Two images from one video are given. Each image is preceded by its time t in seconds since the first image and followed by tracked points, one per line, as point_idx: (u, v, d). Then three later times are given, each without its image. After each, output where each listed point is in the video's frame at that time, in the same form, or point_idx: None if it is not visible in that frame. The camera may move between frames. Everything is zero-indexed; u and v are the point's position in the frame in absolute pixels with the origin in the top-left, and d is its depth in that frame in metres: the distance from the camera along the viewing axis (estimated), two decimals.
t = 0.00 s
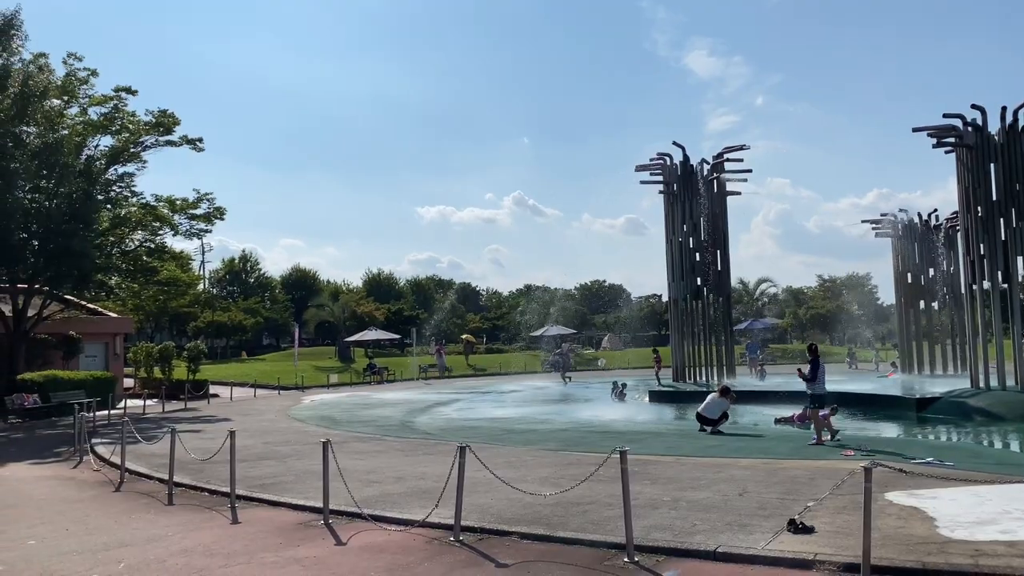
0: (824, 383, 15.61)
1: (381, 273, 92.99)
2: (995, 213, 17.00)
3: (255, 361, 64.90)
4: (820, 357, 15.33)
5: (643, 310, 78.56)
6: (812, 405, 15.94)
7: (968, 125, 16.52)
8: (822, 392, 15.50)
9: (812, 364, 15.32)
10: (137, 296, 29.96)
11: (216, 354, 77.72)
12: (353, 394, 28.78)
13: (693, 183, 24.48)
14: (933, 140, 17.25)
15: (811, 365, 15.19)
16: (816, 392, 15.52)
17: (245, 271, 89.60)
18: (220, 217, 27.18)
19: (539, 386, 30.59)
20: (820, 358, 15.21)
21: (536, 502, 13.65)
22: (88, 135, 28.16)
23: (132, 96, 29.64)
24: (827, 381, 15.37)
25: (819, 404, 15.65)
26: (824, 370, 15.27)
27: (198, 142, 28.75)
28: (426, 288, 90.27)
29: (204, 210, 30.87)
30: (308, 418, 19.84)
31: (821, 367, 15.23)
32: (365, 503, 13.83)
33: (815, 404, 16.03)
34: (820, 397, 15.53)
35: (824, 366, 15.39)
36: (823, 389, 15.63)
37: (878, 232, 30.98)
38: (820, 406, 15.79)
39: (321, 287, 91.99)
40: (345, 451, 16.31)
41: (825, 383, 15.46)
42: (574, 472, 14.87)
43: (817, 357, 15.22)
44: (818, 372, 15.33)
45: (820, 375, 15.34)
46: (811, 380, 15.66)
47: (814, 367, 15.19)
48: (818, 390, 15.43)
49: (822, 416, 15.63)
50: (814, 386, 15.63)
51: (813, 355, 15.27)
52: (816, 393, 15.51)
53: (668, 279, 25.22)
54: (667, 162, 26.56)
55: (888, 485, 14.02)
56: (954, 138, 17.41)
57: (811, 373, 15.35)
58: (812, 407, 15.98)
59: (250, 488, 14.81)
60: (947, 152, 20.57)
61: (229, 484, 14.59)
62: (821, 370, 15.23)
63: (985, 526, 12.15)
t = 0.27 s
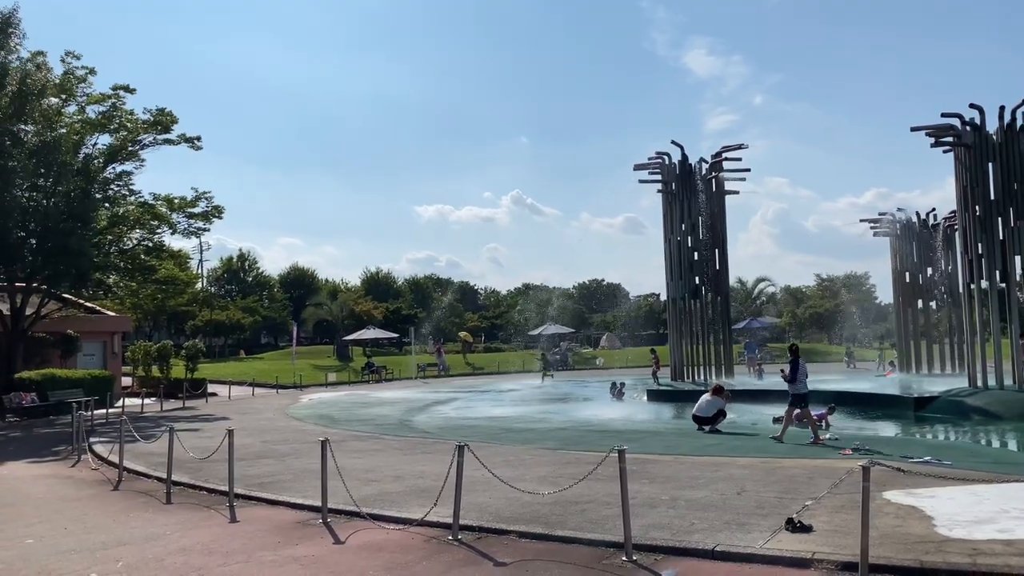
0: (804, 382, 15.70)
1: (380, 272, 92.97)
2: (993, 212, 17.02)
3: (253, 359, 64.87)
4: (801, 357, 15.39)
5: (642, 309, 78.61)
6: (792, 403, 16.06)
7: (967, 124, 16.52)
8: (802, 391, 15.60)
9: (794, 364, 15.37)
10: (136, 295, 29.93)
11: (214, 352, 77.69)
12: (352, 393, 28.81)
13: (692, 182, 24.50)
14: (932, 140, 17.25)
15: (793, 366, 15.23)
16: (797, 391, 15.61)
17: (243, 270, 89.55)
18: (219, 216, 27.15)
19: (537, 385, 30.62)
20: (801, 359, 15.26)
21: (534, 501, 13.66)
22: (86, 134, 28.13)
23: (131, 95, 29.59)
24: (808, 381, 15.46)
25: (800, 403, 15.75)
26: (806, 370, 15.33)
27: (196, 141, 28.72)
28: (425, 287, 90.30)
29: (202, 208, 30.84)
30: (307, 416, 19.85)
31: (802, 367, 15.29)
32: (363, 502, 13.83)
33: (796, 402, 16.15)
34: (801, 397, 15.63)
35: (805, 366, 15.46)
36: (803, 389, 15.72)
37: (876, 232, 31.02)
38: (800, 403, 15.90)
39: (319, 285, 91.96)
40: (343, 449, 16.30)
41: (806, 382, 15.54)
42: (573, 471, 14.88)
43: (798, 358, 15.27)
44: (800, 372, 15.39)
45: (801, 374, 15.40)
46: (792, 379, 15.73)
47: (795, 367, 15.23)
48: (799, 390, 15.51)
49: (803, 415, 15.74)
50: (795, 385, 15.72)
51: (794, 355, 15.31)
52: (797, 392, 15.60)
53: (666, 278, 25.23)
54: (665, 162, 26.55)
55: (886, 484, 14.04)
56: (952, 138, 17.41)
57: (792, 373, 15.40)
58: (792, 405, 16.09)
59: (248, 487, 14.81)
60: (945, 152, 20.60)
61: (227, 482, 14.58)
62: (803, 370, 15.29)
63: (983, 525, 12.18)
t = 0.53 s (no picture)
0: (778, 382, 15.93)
1: (373, 271, 92.86)
2: (985, 212, 17.09)
3: (246, 359, 64.70)
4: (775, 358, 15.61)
5: (635, 309, 78.76)
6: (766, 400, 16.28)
7: (959, 124, 16.58)
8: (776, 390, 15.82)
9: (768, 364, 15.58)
10: (128, 294, 29.82)
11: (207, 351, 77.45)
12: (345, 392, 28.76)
13: (685, 182, 24.53)
14: (924, 140, 17.31)
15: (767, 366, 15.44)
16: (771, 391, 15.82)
17: (236, 269, 89.32)
18: (211, 214, 27.08)
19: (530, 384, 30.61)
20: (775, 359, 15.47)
21: (528, 499, 13.67)
22: (78, 132, 27.97)
23: (123, 93, 29.46)
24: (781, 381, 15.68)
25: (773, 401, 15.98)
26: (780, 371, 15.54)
27: (189, 140, 28.61)
28: (418, 286, 90.25)
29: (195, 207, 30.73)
30: (300, 416, 19.81)
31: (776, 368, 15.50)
32: (357, 501, 13.82)
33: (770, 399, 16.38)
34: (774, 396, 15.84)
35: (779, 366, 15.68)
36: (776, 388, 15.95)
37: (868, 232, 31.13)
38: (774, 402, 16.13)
39: (311, 284, 91.83)
40: (336, 448, 16.28)
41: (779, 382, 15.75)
42: (566, 470, 14.89)
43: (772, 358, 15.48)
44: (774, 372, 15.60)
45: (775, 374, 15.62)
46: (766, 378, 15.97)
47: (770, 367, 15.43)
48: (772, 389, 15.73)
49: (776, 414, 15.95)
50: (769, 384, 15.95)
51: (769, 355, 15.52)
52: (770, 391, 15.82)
53: (659, 278, 25.26)
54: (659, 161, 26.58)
55: (878, 483, 14.09)
56: (944, 138, 17.47)
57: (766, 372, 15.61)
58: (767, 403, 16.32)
59: (241, 486, 14.77)
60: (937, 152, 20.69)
61: (219, 481, 14.54)
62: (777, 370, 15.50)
63: (974, 523, 12.25)
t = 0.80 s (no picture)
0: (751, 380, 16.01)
1: (361, 269, 92.67)
2: (970, 212, 17.22)
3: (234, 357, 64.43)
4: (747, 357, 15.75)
5: (623, 307, 78.90)
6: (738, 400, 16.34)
7: (945, 125, 16.69)
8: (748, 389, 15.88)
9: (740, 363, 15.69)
10: (115, 292, 29.62)
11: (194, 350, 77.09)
12: (333, 391, 28.68)
13: (673, 181, 24.59)
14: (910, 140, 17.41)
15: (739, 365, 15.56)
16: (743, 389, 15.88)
17: (223, 267, 88.94)
18: (199, 212, 26.95)
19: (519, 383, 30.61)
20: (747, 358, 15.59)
21: (516, 498, 13.68)
22: (64, 129, 27.76)
23: (109, 90, 29.27)
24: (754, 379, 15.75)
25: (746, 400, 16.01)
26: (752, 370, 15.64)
27: (176, 137, 28.45)
28: (407, 284, 90.14)
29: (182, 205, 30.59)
30: (288, 415, 19.75)
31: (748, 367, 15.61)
32: (344, 500, 13.79)
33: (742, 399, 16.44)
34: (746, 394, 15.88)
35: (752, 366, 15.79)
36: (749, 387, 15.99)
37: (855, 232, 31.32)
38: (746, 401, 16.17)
39: (299, 283, 91.53)
40: (324, 448, 16.23)
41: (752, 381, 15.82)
42: (554, 468, 14.90)
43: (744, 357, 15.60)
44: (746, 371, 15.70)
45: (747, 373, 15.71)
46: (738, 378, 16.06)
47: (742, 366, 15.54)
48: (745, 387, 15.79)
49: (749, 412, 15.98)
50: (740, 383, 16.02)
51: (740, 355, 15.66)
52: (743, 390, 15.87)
53: (648, 277, 25.34)
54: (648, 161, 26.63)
55: (864, 481, 14.18)
56: (930, 138, 17.59)
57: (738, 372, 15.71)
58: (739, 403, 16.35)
59: (228, 485, 14.71)
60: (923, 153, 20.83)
61: (206, 481, 14.47)
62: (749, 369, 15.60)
63: (959, 521, 12.35)
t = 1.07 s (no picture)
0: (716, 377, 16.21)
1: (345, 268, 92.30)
2: (950, 213, 17.38)
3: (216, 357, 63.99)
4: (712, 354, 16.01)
5: (607, 306, 79.11)
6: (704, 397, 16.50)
7: (925, 126, 16.84)
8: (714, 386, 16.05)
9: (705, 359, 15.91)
10: (95, 291, 29.35)
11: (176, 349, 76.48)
12: (315, 390, 28.56)
13: (656, 181, 24.66)
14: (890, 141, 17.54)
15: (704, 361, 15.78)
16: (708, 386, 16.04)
17: (206, 266, 88.31)
18: (181, 210, 26.76)
19: (503, 382, 30.59)
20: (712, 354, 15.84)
21: (499, 497, 13.68)
22: (43, 126, 27.48)
23: (90, 86, 29.00)
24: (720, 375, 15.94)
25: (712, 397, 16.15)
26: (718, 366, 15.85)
27: (158, 135, 28.23)
28: (391, 284, 89.89)
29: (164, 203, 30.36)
30: (271, 414, 19.65)
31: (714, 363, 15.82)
32: (327, 499, 13.75)
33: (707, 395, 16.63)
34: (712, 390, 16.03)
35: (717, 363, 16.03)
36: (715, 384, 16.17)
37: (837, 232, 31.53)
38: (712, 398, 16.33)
39: (283, 281, 91.08)
40: (307, 447, 16.17)
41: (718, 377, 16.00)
42: (538, 467, 14.91)
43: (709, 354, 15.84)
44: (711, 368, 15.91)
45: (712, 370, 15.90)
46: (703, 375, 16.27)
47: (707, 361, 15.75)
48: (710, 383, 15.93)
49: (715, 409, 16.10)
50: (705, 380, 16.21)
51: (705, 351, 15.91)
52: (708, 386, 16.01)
53: (631, 277, 25.41)
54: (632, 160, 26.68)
55: (845, 479, 14.29)
56: (911, 139, 17.63)
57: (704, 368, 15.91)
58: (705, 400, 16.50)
59: (209, 485, 14.62)
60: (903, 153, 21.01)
61: (188, 481, 14.38)
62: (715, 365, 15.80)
63: (938, 519, 12.48)
